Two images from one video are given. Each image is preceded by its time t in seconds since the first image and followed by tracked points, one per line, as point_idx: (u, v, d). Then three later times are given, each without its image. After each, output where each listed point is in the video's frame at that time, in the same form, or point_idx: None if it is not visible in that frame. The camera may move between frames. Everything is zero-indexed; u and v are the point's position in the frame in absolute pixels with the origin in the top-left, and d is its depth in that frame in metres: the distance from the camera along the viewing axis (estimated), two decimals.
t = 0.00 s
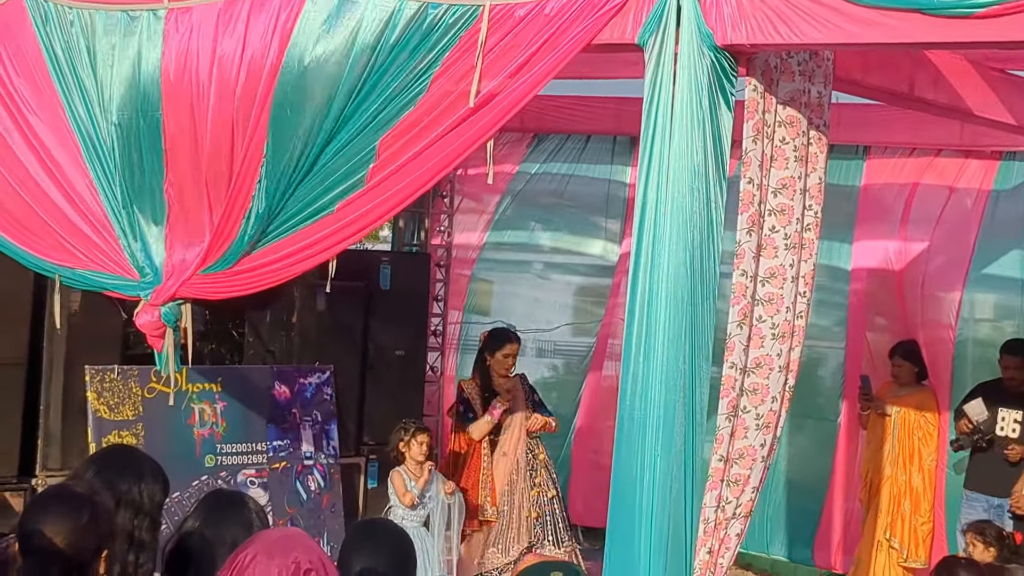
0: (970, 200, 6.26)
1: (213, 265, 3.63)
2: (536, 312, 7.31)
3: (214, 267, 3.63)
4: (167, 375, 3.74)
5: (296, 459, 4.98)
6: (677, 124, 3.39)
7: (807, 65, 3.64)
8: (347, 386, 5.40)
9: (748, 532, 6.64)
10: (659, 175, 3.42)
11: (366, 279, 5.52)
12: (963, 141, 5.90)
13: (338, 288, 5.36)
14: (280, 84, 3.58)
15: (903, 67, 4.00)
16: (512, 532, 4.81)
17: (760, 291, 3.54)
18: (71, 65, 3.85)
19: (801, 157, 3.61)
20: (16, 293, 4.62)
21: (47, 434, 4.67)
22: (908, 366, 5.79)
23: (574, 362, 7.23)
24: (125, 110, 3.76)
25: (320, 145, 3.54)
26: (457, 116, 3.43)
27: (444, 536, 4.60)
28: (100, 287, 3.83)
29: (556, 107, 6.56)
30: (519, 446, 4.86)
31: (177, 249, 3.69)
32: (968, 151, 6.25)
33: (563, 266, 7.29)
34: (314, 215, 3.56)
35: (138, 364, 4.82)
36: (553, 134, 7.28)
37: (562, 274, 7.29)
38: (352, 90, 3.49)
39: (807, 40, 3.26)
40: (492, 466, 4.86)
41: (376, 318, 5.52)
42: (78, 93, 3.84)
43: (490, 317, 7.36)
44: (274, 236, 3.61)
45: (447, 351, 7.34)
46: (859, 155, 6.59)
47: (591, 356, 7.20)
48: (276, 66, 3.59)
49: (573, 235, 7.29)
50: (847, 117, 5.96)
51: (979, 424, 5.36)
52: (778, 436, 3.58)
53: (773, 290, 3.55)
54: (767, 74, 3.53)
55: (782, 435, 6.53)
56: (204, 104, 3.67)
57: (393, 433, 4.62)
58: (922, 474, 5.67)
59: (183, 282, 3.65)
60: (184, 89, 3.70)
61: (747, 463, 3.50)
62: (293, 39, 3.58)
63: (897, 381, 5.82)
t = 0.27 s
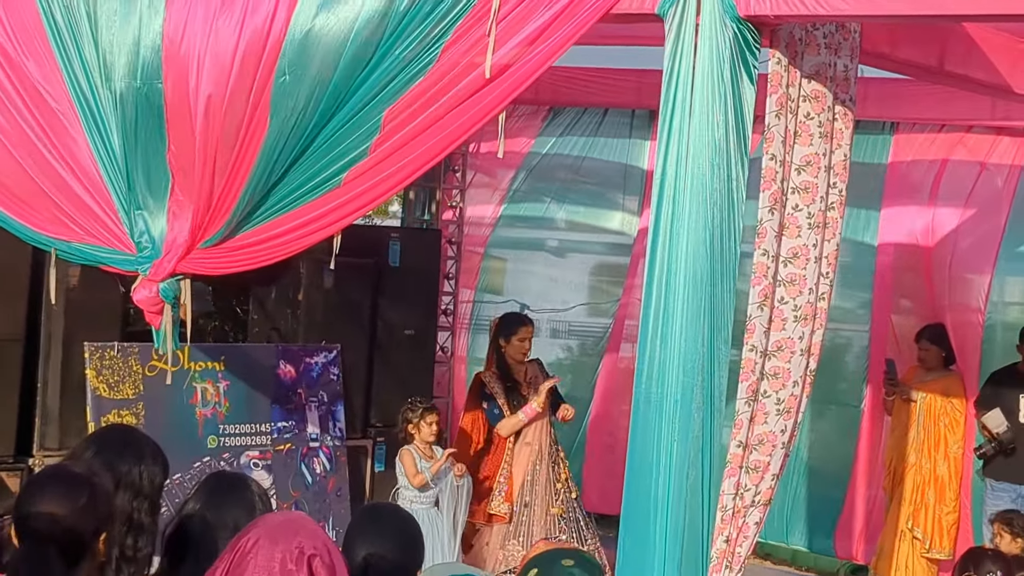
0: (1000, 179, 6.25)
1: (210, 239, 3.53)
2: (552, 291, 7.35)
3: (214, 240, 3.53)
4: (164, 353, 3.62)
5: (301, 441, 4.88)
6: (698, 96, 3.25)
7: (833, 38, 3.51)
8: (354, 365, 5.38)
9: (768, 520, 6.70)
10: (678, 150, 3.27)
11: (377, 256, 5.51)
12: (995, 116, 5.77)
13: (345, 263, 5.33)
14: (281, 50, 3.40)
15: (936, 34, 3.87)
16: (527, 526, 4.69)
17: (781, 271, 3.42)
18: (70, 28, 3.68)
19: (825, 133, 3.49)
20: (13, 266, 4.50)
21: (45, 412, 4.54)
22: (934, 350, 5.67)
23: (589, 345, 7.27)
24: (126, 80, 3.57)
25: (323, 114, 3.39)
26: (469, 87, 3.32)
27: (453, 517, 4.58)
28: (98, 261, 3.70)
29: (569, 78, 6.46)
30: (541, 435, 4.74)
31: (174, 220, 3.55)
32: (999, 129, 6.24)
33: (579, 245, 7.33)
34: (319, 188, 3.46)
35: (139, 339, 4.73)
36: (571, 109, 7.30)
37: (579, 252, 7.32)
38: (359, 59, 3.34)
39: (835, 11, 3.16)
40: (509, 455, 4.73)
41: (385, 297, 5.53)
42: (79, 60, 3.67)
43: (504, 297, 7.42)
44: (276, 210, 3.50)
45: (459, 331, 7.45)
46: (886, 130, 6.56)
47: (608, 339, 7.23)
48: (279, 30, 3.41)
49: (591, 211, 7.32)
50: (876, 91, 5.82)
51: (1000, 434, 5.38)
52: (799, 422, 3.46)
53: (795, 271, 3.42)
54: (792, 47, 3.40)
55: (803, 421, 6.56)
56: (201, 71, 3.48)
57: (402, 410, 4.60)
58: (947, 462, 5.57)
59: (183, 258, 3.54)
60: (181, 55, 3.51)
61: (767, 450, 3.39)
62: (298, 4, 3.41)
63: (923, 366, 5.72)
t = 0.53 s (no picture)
0: (1006, 164, 6.25)
1: (223, 217, 3.57)
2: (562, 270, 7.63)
3: (225, 219, 3.57)
4: (176, 329, 3.67)
5: (315, 416, 4.98)
6: (706, 81, 3.29)
7: (842, 23, 3.54)
8: (367, 342, 5.46)
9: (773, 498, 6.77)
10: (687, 132, 3.32)
11: (390, 236, 5.64)
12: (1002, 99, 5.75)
13: (359, 242, 5.45)
14: (296, 32, 3.44)
15: (942, 20, 3.92)
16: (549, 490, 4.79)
17: (788, 253, 3.47)
18: (90, 10, 3.75)
19: (833, 116, 3.54)
20: (32, 242, 4.56)
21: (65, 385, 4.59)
22: (938, 331, 5.79)
23: (598, 324, 7.52)
24: (146, 61, 3.65)
25: (337, 95, 3.41)
26: (480, 68, 3.28)
27: (462, 495, 4.69)
28: (112, 239, 3.75)
29: (581, 61, 6.57)
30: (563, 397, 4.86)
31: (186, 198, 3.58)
32: (1006, 115, 6.26)
33: (588, 225, 7.54)
34: (332, 167, 3.47)
35: (156, 315, 4.77)
36: (581, 91, 7.58)
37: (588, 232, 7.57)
38: (373, 40, 3.35)
39: None
40: (535, 418, 4.79)
41: (398, 276, 5.65)
42: (99, 41, 3.74)
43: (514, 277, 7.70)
44: (290, 188, 3.53)
45: (472, 309, 7.72)
46: (894, 114, 6.61)
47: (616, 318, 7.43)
48: (294, 12, 3.45)
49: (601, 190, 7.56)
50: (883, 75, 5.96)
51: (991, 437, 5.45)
52: (805, 401, 3.51)
53: (802, 252, 3.47)
54: (800, 31, 3.47)
55: (807, 406, 6.63)
56: (217, 52, 3.53)
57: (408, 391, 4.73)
58: (950, 442, 5.71)
59: (195, 236, 3.59)
60: (201, 36, 3.58)
61: (773, 428, 3.44)
62: None
63: (927, 347, 5.85)
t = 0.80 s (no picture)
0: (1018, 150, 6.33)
1: (230, 199, 3.53)
2: (573, 251, 7.83)
3: (231, 203, 3.54)
4: (181, 311, 3.68)
5: (324, 399, 5.03)
6: (717, 67, 3.29)
7: (853, 8, 3.53)
8: (377, 324, 5.46)
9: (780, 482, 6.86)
10: (698, 117, 3.31)
11: (400, 219, 5.60)
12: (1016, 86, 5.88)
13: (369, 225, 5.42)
14: (306, 14, 3.41)
15: (953, 4, 3.85)
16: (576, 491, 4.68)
17: (798, 238, 3.48)
18: None
19: (844, 102, 3.53)
20: (42, 222, 4.55)
21: (74, 367, 4.61)
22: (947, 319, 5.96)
23: (607, 307, 7.72)
24: (154, 43, 3.62)
25: (348, 77, 3.39)
26: (490, 51, 3.26)
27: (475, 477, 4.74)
28: (118, 220, 3.77)
29: (592, 46, 6.57)
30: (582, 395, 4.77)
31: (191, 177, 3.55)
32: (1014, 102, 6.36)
33: (598, 208, 7.81)
34: (342, 149, 3.47)
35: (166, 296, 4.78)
36: (593, 74, 7.74)
37: (597, 215, 7.80)
38: (383, 24, 3.33)
39: None
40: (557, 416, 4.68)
41: (409, 258, 5.63)
42: (106, 21, 3.70)
43: (523, 260, 7.89)
44: (298, 170, 3.52)
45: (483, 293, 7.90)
46: (905, 100, 6.69)
47: (624, 303, 7.67)
48: None
49: (610, 174, 7.81)
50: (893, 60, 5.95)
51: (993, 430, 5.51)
52: (813, 386, 3.50)
53: (812, 237, 3.48)
54: (811, 16, 3.45)
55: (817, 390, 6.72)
56: (232, 35, 3.51)
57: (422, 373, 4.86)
58: (959, 427, 5.87)
59: (204, 217, 3.55)
60: (213, 18, 3.55)
61: (781, 413, 3.44)
62: None
63: (937, 333, 6.01)
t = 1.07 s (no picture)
0: (970, 159, 7.13)
1: (266, 200, 3.94)
2: (575, 248, 8.28)
3: (268, 203, 3.95)
4: (221, 300, 4.09)
5: (349, 378, 5.83)
6: (703, 84, 3.66)
7: (825, 30, 3.94)
8: (397, 314, 6.27)
9: (758, 455, 7.72)
10: (685, 127, 3.69)
11: (418, 219, 6.38)
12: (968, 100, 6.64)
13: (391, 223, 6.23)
14: (336, 34, 3.78)
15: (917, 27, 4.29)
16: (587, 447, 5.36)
17: (775, 236, 3.88)
18: (149, 12, 4.11)
19: (816, 114, 3.93)
20: (95, 221, 5.30)
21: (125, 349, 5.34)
22: (908, 308, 6.73)
23: (604, 297, 8.17)
24: (196, 57, 4.00)
25: (373, 90, 3.76)
26: (500, 67, 3.66)
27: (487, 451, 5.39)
28: (165, 217, 4.18)
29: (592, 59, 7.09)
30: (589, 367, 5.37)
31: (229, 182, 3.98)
32: (969, 113, 7.09)
33: (597, 209, 8.22)
34: (366, 155, 3.87)
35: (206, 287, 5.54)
36: (590, 88, 8.19)
37: (597, 215, 8.22)
38: (404, 42, 3.69)
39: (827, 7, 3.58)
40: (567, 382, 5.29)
41: (427, 255, 6.45)
42: (154, 38, 4.10)
43: (529, 256, 8.36)
44: (327, 175, 3.93)
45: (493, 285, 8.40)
46: (870, 113, 7.52)
47: (621, 293, 8.09)
48: (335, 13, 3.79)
49: (608, 180, 8.21)
50: (863, 77, 6.63)
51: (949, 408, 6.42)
52: (788, 368, 3.92)
53: (787, 236, 3.88)
54: (787, 37, 3.84)
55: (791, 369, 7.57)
56: (269, 50, 3.87)
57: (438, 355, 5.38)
58: (918, 407, 6.64)
59: (242, 216, 3.95)
60: (248, 36, 3.92)
61: (759, 393, 3.84)
62: None
63: (898, 321, 6.79)
